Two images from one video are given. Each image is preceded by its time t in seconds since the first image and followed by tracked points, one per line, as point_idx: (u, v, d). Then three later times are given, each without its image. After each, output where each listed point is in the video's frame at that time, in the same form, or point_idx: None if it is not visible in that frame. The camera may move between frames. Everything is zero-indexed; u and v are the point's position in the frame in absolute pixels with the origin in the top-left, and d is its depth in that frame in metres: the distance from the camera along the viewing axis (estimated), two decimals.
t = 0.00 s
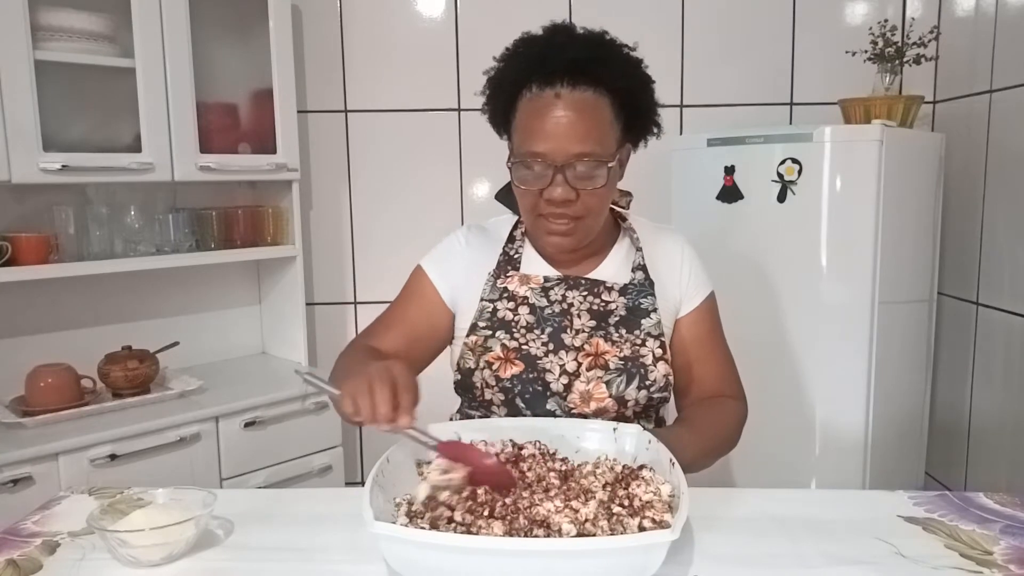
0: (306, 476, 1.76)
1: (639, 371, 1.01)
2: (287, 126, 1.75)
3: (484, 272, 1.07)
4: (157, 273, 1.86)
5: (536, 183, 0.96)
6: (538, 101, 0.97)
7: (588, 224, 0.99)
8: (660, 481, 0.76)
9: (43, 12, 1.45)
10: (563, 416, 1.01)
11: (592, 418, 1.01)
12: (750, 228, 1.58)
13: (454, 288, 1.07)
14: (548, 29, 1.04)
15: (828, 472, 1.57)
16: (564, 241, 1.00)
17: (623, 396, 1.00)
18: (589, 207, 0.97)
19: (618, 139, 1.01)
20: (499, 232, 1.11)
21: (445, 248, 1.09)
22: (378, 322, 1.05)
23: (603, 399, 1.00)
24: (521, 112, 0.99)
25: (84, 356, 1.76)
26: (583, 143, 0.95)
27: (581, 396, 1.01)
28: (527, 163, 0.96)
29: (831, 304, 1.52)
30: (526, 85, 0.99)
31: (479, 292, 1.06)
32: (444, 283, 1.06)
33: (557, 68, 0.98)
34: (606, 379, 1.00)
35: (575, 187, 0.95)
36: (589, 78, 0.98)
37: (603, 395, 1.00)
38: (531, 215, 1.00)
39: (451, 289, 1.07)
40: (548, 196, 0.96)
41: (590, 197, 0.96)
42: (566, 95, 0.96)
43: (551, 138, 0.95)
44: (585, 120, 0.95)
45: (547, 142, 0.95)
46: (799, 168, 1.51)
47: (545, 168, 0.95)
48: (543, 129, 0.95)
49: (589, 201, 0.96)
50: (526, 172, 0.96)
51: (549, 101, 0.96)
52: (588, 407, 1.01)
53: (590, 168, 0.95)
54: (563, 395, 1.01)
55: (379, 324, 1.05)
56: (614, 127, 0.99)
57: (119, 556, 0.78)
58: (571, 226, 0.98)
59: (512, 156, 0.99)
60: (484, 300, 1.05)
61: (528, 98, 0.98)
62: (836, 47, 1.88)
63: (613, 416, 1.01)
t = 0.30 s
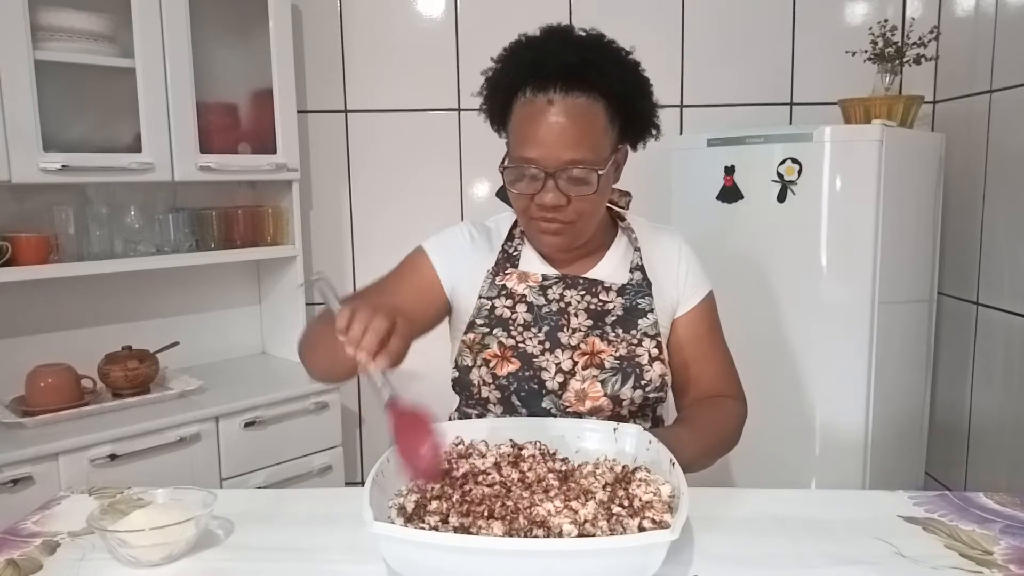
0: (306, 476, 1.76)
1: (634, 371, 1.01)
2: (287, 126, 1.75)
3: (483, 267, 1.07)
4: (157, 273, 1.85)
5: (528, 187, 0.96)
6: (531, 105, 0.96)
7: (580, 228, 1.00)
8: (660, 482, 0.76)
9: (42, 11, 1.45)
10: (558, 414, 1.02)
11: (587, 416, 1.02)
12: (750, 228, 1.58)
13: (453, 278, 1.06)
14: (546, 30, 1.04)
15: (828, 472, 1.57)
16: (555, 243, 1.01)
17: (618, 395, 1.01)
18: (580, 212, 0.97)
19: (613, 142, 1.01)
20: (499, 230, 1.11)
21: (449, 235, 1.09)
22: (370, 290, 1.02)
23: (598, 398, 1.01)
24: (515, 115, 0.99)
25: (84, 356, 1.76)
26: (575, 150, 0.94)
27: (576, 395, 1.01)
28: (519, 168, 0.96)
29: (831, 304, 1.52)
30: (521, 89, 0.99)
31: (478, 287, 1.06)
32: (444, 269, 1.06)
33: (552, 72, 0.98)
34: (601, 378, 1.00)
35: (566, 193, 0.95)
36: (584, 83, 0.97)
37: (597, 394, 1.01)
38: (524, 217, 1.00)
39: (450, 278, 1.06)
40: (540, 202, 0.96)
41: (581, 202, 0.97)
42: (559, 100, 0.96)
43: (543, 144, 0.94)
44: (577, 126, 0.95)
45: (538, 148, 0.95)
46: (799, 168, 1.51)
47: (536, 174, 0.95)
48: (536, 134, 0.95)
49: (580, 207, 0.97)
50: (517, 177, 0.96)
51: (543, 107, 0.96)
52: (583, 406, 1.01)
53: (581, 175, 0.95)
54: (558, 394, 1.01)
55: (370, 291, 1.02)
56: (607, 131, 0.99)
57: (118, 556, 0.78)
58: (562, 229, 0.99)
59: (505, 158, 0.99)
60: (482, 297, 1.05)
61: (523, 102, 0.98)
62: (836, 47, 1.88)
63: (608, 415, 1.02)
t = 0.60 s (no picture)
0: (306, 476, 1.76)
1: (637, 373, 1.01)
2: (286, 126, 1.75)
3: (487, 265, 1.07)
4: (157, 273, 1.86)
5: (538, 182, 0.96)
6: (542, 101, 0.96)
7: (588, 225, 0.99)
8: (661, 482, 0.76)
9: (42, 11, 1.45)
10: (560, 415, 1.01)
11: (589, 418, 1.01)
12: (751, 229, 1.58)
13: (455, 275, 1.07)
14: (555, 29, 1.04)
15: (828, 472, 1.57)
16: (563, 241, 1.00)
17: (620, 397, 1.00)
18: (589, 209, 0.97)
19: (622, 141, 1.01)
20: (502, 229, 1.11)
21: (454, 229, 1.09)
22: (371, 272, 1.03)
23: (600, 399, 1.00)
24: (525, 111, 0.98)
25: (84, 356, 1.76)
26: (586, 145, 0.94)
27: (578, 395, 1.01)
28: (529, 162, 0.96)
29: (831, 304, 1.52)
30: (531, 85, 0.99)
31: (481, 285, 1.06)
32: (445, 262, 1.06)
33: (561, 70, 0.98)
34: (604, 379, 1.00)
35: (576, 189, 0.95)
36: (594, 81, 0.98)
37: (600, 395, 1.00)
38: (532, 213, 1.00)
39: (452, 272, 1.07)
40: (549, 197, 0.96)
41: (590, 199, 0.96)
42: (570, 96, 0.96)
43: (553, 139, 0.94)
44: (588, 122, 0.95)
45: (549, 143, 0.95)
46: (800, 168, 1.51)
47: (547, 169, 0.95)
48: (546, 129, 0.95)
49: (589, 203, 0.97)
50: (527, 172, 0.96)
51: (554, 102, 0.96)
52: (585, 407, 1.01)
53: (592, 170, 0.95)
54: (561, 394, 1.01)
55: (370, 273, 1.02)
56: (617, 129, 0.99)
57: (118, 556, 0.78)
58: (571, 226, 0.98)
59: (515, 154, 0.99)
60: (485, 296, 1.05)
61: (533, 98, 0.98)
62: (836, 47, 1.88)
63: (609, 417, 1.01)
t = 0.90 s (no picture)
0: (306, 476, 1.76)
1: (641, 373, 1.01)
2: (287, 126, 1.75)
3: (487, 268, 1.07)
4: (157, 273, 1.86)
5: (546, 176, 0.96)
6: (549, 96, 0.97)
7: (596, 219, 0.99)
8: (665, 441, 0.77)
9: (42, 11, 1.45)
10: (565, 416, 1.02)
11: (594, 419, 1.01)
12: (750, 229, 1.58)
13: (456, 280, 1.06)
14: (557, 26, 1.04)
15: (827, 472, 1.57)
16: (571, 236, 1.00)
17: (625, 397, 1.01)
18: (598, 202, 0.97)
19: (626, 138, 1.01)
20: (501, 232, 1.11)
21: (451, 235, 1.09)
22: (371, 291, 1.01)
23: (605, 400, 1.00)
24: (530, 106, 0.98)
25: (84, 356, 1.76)
26: (595, 138, 0.95)
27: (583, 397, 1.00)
28: (538, 157, 0.96)
29: (831, 304, 1.52)
30: (535, 82, 0.99)
31: (481, 289, 1.06)
32: (445, 269, 1.06)
33: (566, 68, 0.98)
34: (608, 380, 1.01)
35: (585, 181, 0.95)
36: (598, 77, 0.98)
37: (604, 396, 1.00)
38: (540, 209, 1.00)
39: (452, 278, 1.06)
40: (558, 191, 0.96)
41: (600, 192, 0.96)
42: (577, 91, 0.96)
43: (562, 133, 0.95)
44: (595, 116, 0.95)
45: (558, 136, 0.95)
46: (800, 168, 1.51)
47: (556, 162, 0.95)
48: (554, 124, 0.95)
49: (598, 197, 0.96)
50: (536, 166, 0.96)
51: (561, 97, 0.96)
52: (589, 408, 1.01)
53: (601, 163, 0.95)
54: (565, 396, 1.01)
55: (369, 294, 1.00)
56: (622, 125, 0.99)
57: (118, 556, 0.78)
58: (580, 220, 0.98)
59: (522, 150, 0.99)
60: (486, 299, 1.05)
61: (538, 93, 0.98)
62: (836, 47, 1.88)
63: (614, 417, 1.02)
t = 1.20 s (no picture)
0: (306, 476, 1.76)
1: (644, 374, 1.01)
2: (287, 126, 1.75)
3: (487, 272, 1.06)
4: (157, 273, 1.86)
5: (551, 159, 0.95)
6: (549, 83, 0.98)
7: (602, 204, 0.97)
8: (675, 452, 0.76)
9: (42, 11, 1.45)
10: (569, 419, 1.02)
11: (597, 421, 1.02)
12: (750, 229, 1.58)
13: (456, 285, 1.06)
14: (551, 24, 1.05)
15: (827, 472, 1.57)
16: (576, 224, 0.97)
17: (628, 399, 1.01)
18: (604, 183, 0.96)
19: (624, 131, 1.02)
20: (500, 235, 1.11)
21: (448, 242, 1.08)
22: (372, 313, 1.01)
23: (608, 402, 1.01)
24: (529, 96, 0.99)
25: (84, 356, 1.76)
26: (597, 119, 0.96)
27: (586, 400, 1.01)
28: (541, 141, 0.96)
29: (831, 304, 1.53)
30: (532, 76, 1.00)
31: (482, 293, 1.06)
32: (444, 273, 1.05)
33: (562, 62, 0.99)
34: (611, 382, 1.01)
35: (590, 162, 0.94)
36: (594, 67, 0.99)
37: (608, 399, 1.01)
38: (542, 196, 0.98)
39: (452, 282, 1.06)
40: (562, 173, 0.95)
41: (606, 172, 0.95)
42: (576, 75, 0.98)
43: (564, 115, 0.96)
44: (595, 98, 0.96)
45: (560, 119, 0.96)
46: (800, 168, 1.51)
47: (560, 144, 0.95)
48: (556, 108, 0.96)
49: (605, 177, 0.95)
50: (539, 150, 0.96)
51: (559, 83, 0.97)
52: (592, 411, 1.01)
53: (605, 144, 0.95)
54: (568, 399, 1.01)
55: (372, 317, 1.00)
56: (621, 114, 1.00)
57: (118, 556, 0.78)
58: (586, 203, 0.96)
59: (522, 140, 0.99)
60: (487, 302, 1.05)
61: (536, 84, 0.99)
62: (835, 47, 1.88)
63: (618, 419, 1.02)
